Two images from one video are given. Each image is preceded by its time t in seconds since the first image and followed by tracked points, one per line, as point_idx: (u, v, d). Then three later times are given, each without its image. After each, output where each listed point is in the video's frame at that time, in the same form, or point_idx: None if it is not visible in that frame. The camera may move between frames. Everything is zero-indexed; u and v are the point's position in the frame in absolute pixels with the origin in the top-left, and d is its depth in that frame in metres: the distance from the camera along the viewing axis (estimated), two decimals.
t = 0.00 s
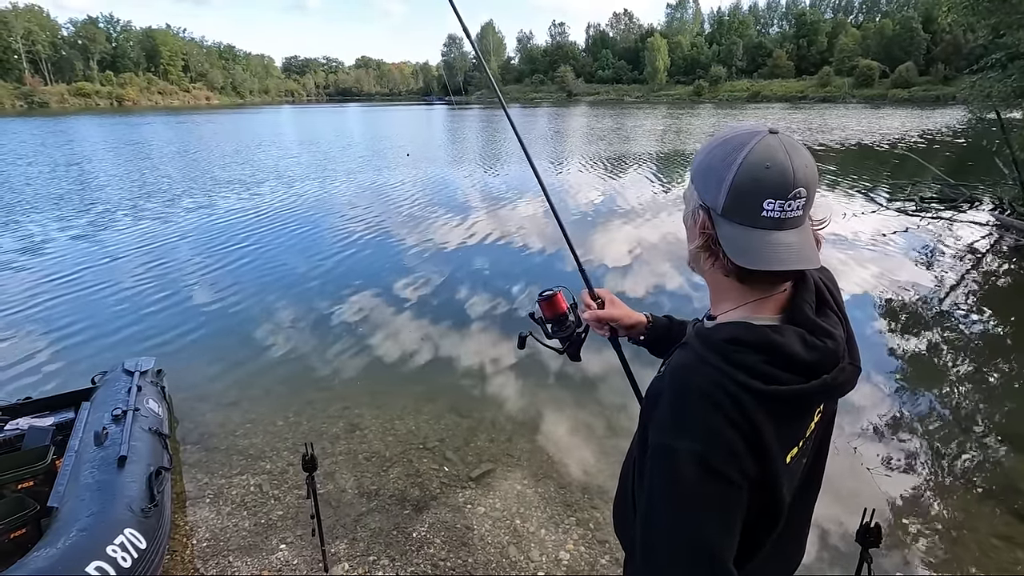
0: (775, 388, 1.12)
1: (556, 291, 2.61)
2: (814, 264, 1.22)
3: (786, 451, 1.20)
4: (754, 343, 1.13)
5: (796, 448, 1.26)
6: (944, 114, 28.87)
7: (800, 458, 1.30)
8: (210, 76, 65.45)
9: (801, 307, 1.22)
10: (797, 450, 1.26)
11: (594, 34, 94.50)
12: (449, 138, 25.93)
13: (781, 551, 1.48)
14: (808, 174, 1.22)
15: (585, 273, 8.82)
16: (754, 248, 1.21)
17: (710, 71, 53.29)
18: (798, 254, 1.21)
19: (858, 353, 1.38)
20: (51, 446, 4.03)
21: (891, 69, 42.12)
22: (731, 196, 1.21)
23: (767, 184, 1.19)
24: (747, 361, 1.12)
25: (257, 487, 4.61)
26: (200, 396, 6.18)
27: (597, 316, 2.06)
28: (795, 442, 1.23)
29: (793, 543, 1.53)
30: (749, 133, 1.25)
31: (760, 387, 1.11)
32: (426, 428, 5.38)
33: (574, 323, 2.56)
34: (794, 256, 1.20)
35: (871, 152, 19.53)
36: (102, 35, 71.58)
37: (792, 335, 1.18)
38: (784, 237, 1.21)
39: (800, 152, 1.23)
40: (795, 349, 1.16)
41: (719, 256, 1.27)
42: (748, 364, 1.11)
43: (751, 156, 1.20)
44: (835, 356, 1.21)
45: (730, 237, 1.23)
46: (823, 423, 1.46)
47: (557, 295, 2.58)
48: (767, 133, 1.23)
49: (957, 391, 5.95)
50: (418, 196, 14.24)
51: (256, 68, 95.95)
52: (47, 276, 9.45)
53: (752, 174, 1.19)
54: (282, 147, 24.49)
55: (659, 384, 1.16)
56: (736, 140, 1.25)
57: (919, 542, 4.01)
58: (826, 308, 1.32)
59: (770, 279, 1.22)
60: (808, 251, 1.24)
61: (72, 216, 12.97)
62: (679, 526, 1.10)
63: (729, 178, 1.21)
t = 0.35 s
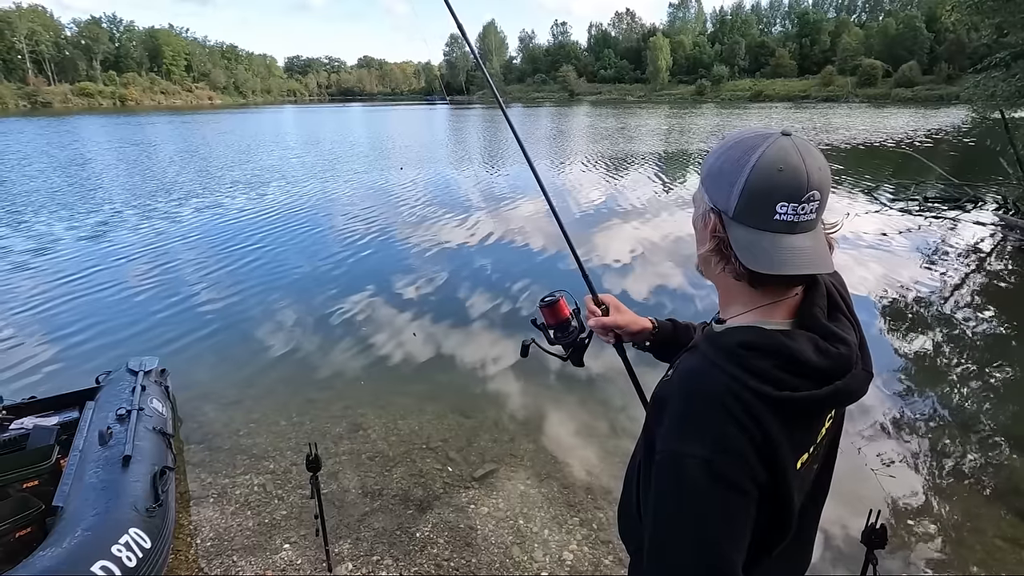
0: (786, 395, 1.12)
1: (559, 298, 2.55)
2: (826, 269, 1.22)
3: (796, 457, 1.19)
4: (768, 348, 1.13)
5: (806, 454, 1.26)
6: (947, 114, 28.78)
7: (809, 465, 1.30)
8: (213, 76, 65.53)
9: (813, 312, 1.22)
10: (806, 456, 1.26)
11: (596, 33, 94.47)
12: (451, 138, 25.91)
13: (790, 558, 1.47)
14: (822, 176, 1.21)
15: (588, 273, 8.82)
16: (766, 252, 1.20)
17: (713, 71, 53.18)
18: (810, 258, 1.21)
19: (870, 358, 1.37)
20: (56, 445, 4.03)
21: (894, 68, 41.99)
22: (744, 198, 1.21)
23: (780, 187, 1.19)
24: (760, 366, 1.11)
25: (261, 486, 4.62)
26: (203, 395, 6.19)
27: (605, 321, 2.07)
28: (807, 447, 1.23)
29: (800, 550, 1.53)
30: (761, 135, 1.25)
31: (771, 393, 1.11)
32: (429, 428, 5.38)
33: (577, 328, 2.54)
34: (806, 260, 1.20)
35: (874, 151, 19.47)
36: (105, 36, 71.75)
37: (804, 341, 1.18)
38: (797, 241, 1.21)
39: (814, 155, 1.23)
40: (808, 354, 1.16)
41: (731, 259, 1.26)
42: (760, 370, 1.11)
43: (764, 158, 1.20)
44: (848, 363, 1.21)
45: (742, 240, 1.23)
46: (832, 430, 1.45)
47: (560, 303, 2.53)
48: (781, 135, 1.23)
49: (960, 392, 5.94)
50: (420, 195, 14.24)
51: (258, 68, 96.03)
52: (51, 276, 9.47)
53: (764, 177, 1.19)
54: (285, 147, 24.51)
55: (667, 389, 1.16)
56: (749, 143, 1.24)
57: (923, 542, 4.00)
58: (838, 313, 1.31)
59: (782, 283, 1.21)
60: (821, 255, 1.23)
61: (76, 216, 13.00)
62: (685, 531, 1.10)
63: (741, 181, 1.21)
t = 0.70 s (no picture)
0: (794, 398, 1.11)
1: (563, 301, 2.52)
2: (838, 270, 1.20)
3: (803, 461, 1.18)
4: (776, 351, 1.12)
5: (813, 459, 1.25)
6: (950, 113, 28.72)
7: (816, 469, 1.29)
8: (215, 76, 65.55)
9: (822, 314, 1.20)
10: (813, 461, 1.25)
11: (597, 33, 94.36)
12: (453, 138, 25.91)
13: (796, 562, 1.46)
14: (832, 175, 1.20)
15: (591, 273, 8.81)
16: (775, 252, 1.19)
17: (715, 71, 53.11)
18: (820, 259, 1.20)
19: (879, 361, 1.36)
20: (59, 445, 4.03)
21: (896, 68, 41.88)
22: (752, 198, 1.20)
23: (790, 187, 1.18)
24: (767, 369, 1.10)
25: (262, 486, 4.62)
26: (205, 395, 6.18)
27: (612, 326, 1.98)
28: (814, 452, 1.22)
29: (806, 555, 1.51)
30: (771, 133, 1.24)
31: (778, 395, 1.10)
32: (431, 427, 5.37)
33: (581, 332, 2.51)
34: (815, 261, 1.19)
35: (876, 151, 19.44)
36: (107, 36, 71.82)
37: (813, 344, 1.16)
38: (806, 242, 1.20)
39: (823, 154, 1.22)
40: (817, 358, 1.15)
41: (738, 261, 1.24)
42: (767, 372, 1.10)
43: (774, 157, 1.19)
44: (857, 367, 1.20)
45: (750, 240, 1.21)
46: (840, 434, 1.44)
47: (564, 306, 2.49)
48: (790, 134, 1.22)
49: (963, 392, 5.92)
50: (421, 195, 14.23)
51: (260, 68, 96.04)
52: (54, 275, 9.47)
53: (773, 176, 1.18)
54: (287, 147, 24.52)
55: (671, 391, 1.15)
56: (757, 141, 1.23)
57: (927, 543, 3.98)
58: (847, 314, 1.30)
59: (792, 285, 1.20)
60: (831, 256, 1.22)
61: (78, 216, 13.00)
62: (688, 532, 1.09)
63: (750, 181, 1.20)
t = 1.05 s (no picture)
0: (800, 405, 1.10)
1: (566, 305, 2.50)
2: (848, 276, 1.19)
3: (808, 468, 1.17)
4: (783, 357, 1.11)
5: (818, 466, 1.24)
6: (951, 113, 28.69)
7: (821, 476, 1.28)
8: (216, 77, 65.61)
9: (831, 320, 1.19)
10: (819, 468, 1.23)
11: (597, 33, 94.36)
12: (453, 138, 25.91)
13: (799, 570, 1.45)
14: (843, 179, 1.19)
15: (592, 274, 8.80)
16: (784, 258, 1.18)
17: (715, 70, 53.09)
18: (831, 265, 1.19)
19: (888, 369, 1.34)
20: (59, 446, 4.03)
21: (898, 67, 41.82)
22: (762, 203, 1.19)
23: (800, 191, 1.17)
24: (774, 374, 1.09)
25: (263, 487, 4.61)
26: (206, 395, 6.18)
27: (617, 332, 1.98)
28: (819, 459, 1.21)
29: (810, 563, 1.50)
30: (781, 136, 1.23)
31: (784, 402, 1.09)
32: (432, 428, 5.37)
33: (584, 335, 2.48)
34: (826, 266, 1.18)
35: (878, 151, 19.41)
36: (108, 36, 71.89)
37: (821, 350, 1.16)
38: (817, 247, 1.19)
39: (835, 157, 1.21)
40: (825, 365, 1.14)
41: (747, 265, 1.24)
42: (773, 377, 1.09)
43: (784, 160, 1.17)
44: (867, 375, 1.19)
45: (758, 245, 1.21)
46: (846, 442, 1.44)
47: (568, 310, 2.47)
48: (801, 137, 1.21)
49: (966, 392, 5.90)
50: (422, 195, 14.23)
51: (261, 68, 96.09)
52: (55, 276, 9.46)
53: (784, 180, 1.17)
54: (288, 147, 24.54)
55: (675, 394, 1.14)
56: (767, 144, 1.22)
57: (930, 544, 3.97)
58: (856, 321, 1.29)
59: (801, 291, 1.19)
60: (842, 262, 1.21)
61: (79, 216, 13.01)
62: (688, 536, 1.08)
63: (759, 185, 1.19)
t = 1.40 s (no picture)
0: (809, 415, 1.09)
1: (572, 307, 2.48)
2: (857, 283, 1.19)
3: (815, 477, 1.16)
4: (793, 365, 1.10)
5: (823, 474, 1.23)
6: (952, 114, 28.67)
7: (826, 485, 1.27)
8: (217, 77, 65.64)
9: (839, 329, 1.19)
10: (824, 477, 1.23)
11: (598, 33, 94.19)
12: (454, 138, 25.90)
13: None
14: (852, 184, 1.18)
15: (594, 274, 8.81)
16: (792, 264, 1.18)
17: (716, 71, 53.07)
18: (840, 270, 1.18)
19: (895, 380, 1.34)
20: (60, 446, 4.03)
21: (899, 69, 41.79)
22: (770, 208, 1.18)
23: (809, 196, 1.16)
24: (785, 384, 1.09)
25: (264, 488, 4.60)
26: (206, 396, 6.18)
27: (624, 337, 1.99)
28: (825, 469, 1.20)
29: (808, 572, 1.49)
30: (789, 139, 1.22)
31: (794, 411, 1.08)
32: (433, 429, 5.36)
33: (587, 338, 2.47)
34: (834, 272, 1.18)
35: (879, 152, 19.40)
36: (109, 36, 71.92)
37: (831, 360, 1.15)
38: (826, 253, 1.19)
39: (843, 161, 1.20)
40: (835, 374, 1.14)
41: (754, 271, 1.23)
42: (783, 386, 1.08)
43: (792, 165, 1.17)
44: (876, 386, 1.19)
45: (767, 251, 1.20)
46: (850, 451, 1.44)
47: (574, 313, 2.45)
48: (809, 141, 1.20)
49: (968, 394, 5.89)
50: (423, 196, 14.24)
51: (262, 68, 96.10)
52: (56, 276, 9.47)
53: (792, 185, 1.16)
54: (289, 147, 24.55)
55: (681, 400, 1.13)
56: (775, 148, 1.21)
57: (932, 546, 3.96)
58: (865, 331, 1.29)
59: (809, 298, 1.18)
60: (851, 269, 1.20)
61: (81, 216, 13.02)
62: (694, 545, 1.07)
63: (768, 190, 1.18)
